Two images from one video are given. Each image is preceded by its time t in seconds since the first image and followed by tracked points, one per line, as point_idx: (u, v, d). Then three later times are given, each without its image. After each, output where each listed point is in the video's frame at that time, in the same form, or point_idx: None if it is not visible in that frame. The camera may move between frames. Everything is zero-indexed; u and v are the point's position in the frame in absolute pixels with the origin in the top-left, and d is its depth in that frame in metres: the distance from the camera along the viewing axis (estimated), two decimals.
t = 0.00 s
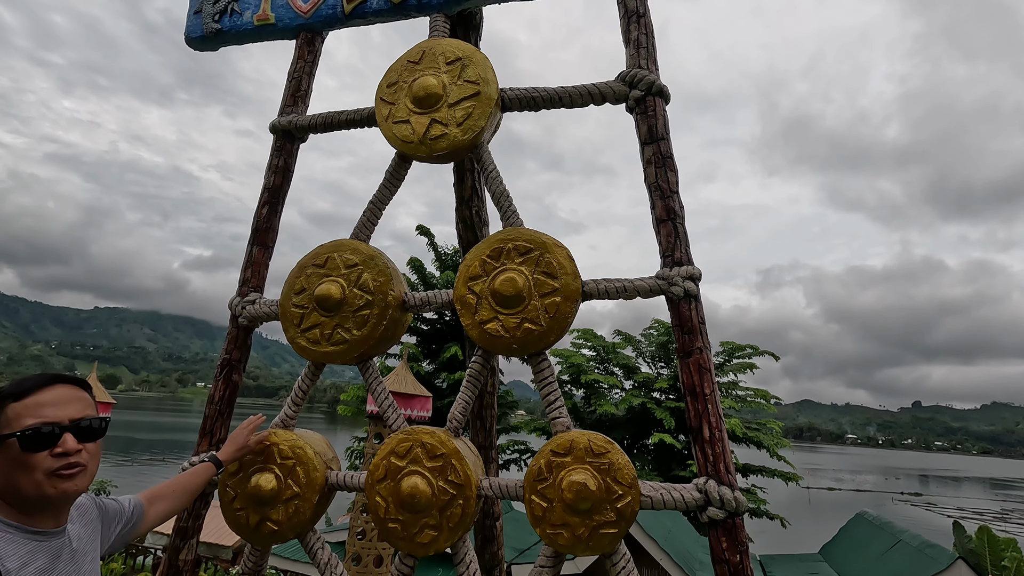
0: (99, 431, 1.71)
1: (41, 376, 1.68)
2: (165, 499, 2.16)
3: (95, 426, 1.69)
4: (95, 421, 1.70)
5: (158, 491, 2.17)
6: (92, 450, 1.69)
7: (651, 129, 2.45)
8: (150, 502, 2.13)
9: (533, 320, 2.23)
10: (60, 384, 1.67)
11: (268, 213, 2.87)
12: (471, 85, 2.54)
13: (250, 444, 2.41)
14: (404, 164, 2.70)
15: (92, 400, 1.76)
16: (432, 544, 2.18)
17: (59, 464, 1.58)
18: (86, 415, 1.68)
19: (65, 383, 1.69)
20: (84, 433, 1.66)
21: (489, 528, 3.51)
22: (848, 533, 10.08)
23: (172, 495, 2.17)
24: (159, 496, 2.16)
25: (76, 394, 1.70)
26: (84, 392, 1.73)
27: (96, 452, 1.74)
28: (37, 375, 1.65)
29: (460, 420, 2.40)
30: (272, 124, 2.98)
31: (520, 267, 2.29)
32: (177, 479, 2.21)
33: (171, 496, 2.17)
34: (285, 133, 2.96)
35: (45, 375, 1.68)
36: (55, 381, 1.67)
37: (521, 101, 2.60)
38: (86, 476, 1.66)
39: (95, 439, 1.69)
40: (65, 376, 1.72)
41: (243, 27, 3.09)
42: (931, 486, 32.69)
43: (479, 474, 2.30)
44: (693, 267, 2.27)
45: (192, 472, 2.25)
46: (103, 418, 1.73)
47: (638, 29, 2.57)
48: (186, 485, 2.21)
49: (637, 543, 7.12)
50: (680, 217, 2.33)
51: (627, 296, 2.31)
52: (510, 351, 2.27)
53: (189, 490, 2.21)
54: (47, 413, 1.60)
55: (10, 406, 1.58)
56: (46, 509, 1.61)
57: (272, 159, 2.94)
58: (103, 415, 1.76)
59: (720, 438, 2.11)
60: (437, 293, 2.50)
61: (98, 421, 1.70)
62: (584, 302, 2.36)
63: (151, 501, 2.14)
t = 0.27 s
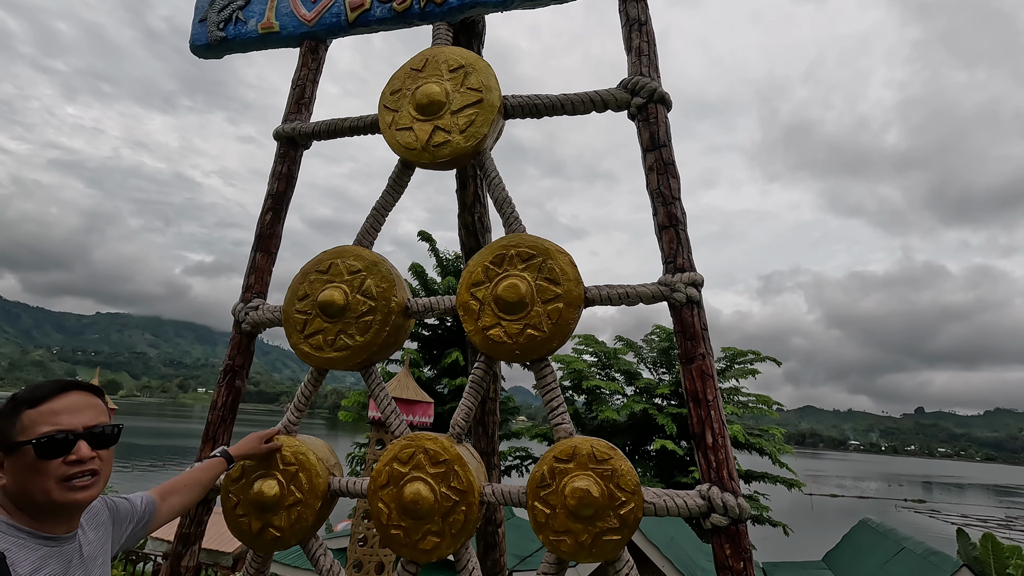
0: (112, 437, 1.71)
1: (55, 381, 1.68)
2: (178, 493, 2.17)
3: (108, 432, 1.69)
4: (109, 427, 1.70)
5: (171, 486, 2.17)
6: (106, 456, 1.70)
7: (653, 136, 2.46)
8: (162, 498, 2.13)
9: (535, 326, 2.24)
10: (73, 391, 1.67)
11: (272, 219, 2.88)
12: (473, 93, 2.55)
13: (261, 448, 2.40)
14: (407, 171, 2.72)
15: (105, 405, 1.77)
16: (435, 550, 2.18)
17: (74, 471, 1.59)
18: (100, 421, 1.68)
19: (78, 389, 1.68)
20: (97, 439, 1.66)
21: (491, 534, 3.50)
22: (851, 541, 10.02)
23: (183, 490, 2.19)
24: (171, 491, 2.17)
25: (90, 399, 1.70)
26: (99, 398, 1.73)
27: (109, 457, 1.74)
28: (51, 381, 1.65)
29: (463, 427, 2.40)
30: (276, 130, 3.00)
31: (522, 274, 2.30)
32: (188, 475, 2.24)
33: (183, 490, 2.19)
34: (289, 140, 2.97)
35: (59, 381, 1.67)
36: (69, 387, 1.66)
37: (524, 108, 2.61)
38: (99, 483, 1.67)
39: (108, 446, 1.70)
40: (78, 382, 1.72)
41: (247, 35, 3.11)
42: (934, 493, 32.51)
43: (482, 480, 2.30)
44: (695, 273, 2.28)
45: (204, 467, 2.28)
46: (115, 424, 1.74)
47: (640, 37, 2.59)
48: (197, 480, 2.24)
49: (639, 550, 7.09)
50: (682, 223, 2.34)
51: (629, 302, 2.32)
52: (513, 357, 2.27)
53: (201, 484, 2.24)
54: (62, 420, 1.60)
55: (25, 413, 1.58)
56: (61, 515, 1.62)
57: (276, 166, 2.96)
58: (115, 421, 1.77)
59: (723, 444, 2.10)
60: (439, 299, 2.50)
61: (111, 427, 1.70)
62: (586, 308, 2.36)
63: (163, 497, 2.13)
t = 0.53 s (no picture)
0: (123, 443, 1.71)
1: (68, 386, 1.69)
2: (183, 497, 2.15)
3: (119, 437, 1.69)
4: (120, 433, 1.70)
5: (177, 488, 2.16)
6: (116, 462, 1.69)
7: (657, 139, 2.46)
8: (168, 502, 2.11)
9: (540, 330, 2.23)
10: (87, 396, 1.67)
11: (276, 223, 2.89)
12: (477, 96, 2.56)
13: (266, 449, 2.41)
14: (411, 175, 2.72)
15: (117, 410, 1.77)
16: (439, 555, 2.16)
17: (85, 475, 1.58)
18: (111, 426, 1.69)
19: (92, 394, 1.69)
20: (108, 444, 1.66)
21: (494, 540, 3.48)
22: (856, 547, 9.94)
23: (188, 494, 2.17)
24: (177, 494, 2.15)
25: (103, 404, 1.70)
26: (111, 403, 1.73)
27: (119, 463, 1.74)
28: (65, 386, 1.66)
29: (466, 431, 2.39)
30: (280, 135, 3.00)
31: (526, 277, 2.29)
32: (193, 478, 2.22)
33: (188, 493, 2.17)
34: (293, 144, 2.98)
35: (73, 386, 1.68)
36: (83, 392, 1.67)
37: (527, 112, 2.62)
38: (109, 489, 1.66)
39: (119, 451, 1.70)
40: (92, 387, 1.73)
41: (252, 40, 3.12)
42: (939, 499, 32.27)
43: (486, 485, 2.29)
44: (700, 276, 2.27)
45: (209, 468, 2.26)
46: (126, 429, 1.74)
47: (644, 41, 2.59)
48: (202, 483, 2.22)
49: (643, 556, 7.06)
50: (687, 226, 2.33)
51: (633, 305, 2.31)
52: (517, 361, 2.27)
53: (206, 487, 2.22)
54: (76, 424, 1.60)
55: (39, 417, 1.58)
56: (70, 521, 1.61)
57: (280, 170, 2.97)
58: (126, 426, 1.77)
59: (729, 449, 2.09)
60: (443, 303, 2.50)
61: (122, 433, 1.70)
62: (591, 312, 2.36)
63: (168, 501, 2.11)
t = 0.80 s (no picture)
0: (130, 444, 1.71)
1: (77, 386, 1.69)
2: (189, 494, 2.17)
3: (127, 439, 1.70)
4: (128, 434, 1.70)
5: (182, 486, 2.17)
6: (123, 464, 1.70)
7: (662, 140, 2.45)
8: (174, 499, 2.12)
9: (545, 331, 2.23)
10: (95, 397, 1.68)
11: (281, 226, 2.89)
12: (482, 98, 2.56)
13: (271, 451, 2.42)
14: (415, 177, 2.72)
15: (125, 412, 1.78)
16: (443, 558, 2.15)
17: (92, 476, 1.58)
18: (119, 428, 1.69)
19: (101, 395, 1.69)
20: (115, 445, 1.66)
21: (499, 543, 3.46)
22: (864, 552, 9.86)
23: (193, 491, 2.18)
24: (182, 491, 2.16)
25: (111, 405, 1.70)
26: (120, 404, 1.74)
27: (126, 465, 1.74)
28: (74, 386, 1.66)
29: (471, 434, 2.38)
30: (285, 138, 3.01)
31: (531, 278, 2.29)
32: (197, 475, 2.23)
33: (193, 490, 2.19)
34: (298, 147, 2.99)
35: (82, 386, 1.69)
36: (91, 392, 1.67)
37: (532, 114, 2.62)
38: (115, 490, 1.66)
39: (126, 453, 1.70)
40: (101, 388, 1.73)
41: (258, 44, 3.14)
42: (947, 504, 31.99)
43: (491, 488, 2.28)
44: (705, 278, 2.26)
45: (213, 466, 2.27)
46: (134, 431, 1.74)
47: (648, 42, 2.59)
48: (207, 480, 2.23)
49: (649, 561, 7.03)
50: (692, 228, 2.32)
51: (639, 307, 2.30)
52: (522, 363, 2.26)
53: (211, 483, 2.24)
54: (83, 425, 1.61)
55: (47, 417, 1.58)
56: (76, 521, 1.61)
57: (285, 173, 2.98)
58: (134, 428, 1.77)
59: (736, 451, 2.07)
60: (448, 305, 2.49)
61: (129, 435, 1.71)
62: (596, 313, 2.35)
63: (174, 498, 2.12)
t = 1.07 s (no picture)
0: (134, 445, 1.71)
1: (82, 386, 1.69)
2: (192, 493, 2.16)
3: (131, 439, 1.70)
4: (132, 435, 1.70)
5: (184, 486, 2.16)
6: (127, 464, 1.69)
7: (667, 139, 2.44)
8: (178, 498, 2.11)
9: (549, 331, 2.21)
10: (100, 397, 1.67)
11: (285, 226, 2.89)
12: (485, 98, 2.55)
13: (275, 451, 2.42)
14: (419, 177, 2.72)
15: (129, 412, 1.77)
16: (447, 559, 2.13)
17: (96, 476, 1.58)
18: (123, 428, 1.69)
19: (106, 395, 1.69)
20: (120, 446, 1.66)
21: (504, 545, 3.44)
22: (872, 555, 9.78)
23: (196, 490, 2.18)
24: (185, 491, 2.15)
25: (116, 405, 1.70)
26: (125, 405, 1.74)
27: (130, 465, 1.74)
28: (79, 387, 1.66)
29: (475, 434, 2.36)
30: (289, 139, 3.01)
31: (535, 278, 2.28)
32: (200, 474, 2.22)
33: (196, 490, 2.18)
34: (302, 148, 2.99)
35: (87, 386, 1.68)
36: (96, 392, 1.67)
37: (535, 113, 2.61)
38: (118, 491, 1.65)
39: (130, 454, 1.69)
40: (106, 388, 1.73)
41: (262, 45, 3.15)
42: (955, 507, 31.71)
43: (495, 489, 2.26)
44: (711, 277, 2.24)
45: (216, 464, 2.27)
46: (138, 431, 1.74)
47: (652, 41, 2.57)
48: (208, 478, 2.22)
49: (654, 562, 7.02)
50: (697, 226, 2.31)
51: (644, 306, 2.28)
52: (526, 363, 2.24)
53: (213, 482, 2.24)
54: (88, 425, 1.60)
55: (53, 416, 1.58)
56: (79, 521, 1.60)
57: (289, 173, 2.98)
58: (138, 429, 1.77)
59: (743, 452, 2.05)
60: (451, 305, 2.48)
61: (134, 435, 1.70)
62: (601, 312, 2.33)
63: (177, 498, 2.12)
